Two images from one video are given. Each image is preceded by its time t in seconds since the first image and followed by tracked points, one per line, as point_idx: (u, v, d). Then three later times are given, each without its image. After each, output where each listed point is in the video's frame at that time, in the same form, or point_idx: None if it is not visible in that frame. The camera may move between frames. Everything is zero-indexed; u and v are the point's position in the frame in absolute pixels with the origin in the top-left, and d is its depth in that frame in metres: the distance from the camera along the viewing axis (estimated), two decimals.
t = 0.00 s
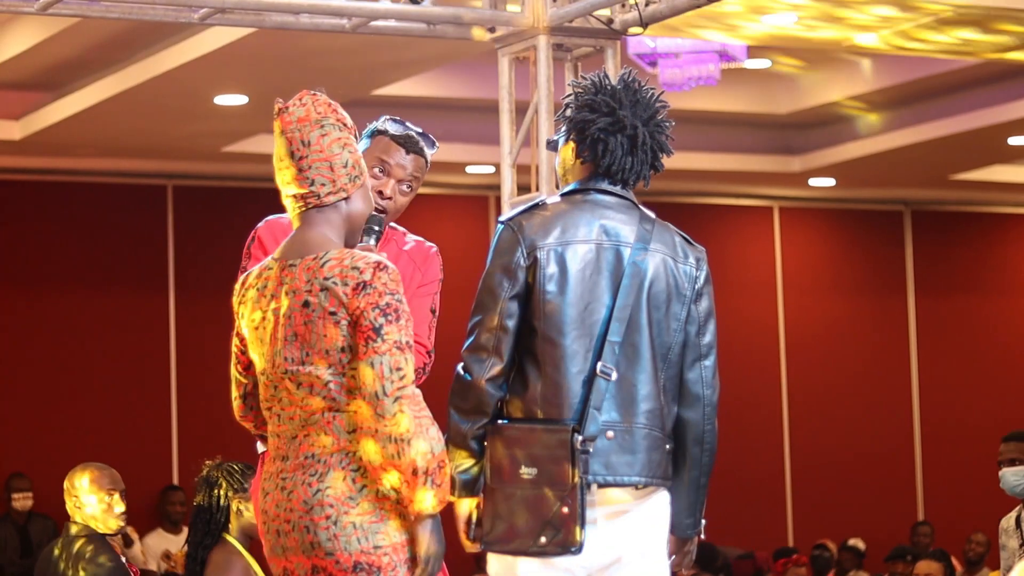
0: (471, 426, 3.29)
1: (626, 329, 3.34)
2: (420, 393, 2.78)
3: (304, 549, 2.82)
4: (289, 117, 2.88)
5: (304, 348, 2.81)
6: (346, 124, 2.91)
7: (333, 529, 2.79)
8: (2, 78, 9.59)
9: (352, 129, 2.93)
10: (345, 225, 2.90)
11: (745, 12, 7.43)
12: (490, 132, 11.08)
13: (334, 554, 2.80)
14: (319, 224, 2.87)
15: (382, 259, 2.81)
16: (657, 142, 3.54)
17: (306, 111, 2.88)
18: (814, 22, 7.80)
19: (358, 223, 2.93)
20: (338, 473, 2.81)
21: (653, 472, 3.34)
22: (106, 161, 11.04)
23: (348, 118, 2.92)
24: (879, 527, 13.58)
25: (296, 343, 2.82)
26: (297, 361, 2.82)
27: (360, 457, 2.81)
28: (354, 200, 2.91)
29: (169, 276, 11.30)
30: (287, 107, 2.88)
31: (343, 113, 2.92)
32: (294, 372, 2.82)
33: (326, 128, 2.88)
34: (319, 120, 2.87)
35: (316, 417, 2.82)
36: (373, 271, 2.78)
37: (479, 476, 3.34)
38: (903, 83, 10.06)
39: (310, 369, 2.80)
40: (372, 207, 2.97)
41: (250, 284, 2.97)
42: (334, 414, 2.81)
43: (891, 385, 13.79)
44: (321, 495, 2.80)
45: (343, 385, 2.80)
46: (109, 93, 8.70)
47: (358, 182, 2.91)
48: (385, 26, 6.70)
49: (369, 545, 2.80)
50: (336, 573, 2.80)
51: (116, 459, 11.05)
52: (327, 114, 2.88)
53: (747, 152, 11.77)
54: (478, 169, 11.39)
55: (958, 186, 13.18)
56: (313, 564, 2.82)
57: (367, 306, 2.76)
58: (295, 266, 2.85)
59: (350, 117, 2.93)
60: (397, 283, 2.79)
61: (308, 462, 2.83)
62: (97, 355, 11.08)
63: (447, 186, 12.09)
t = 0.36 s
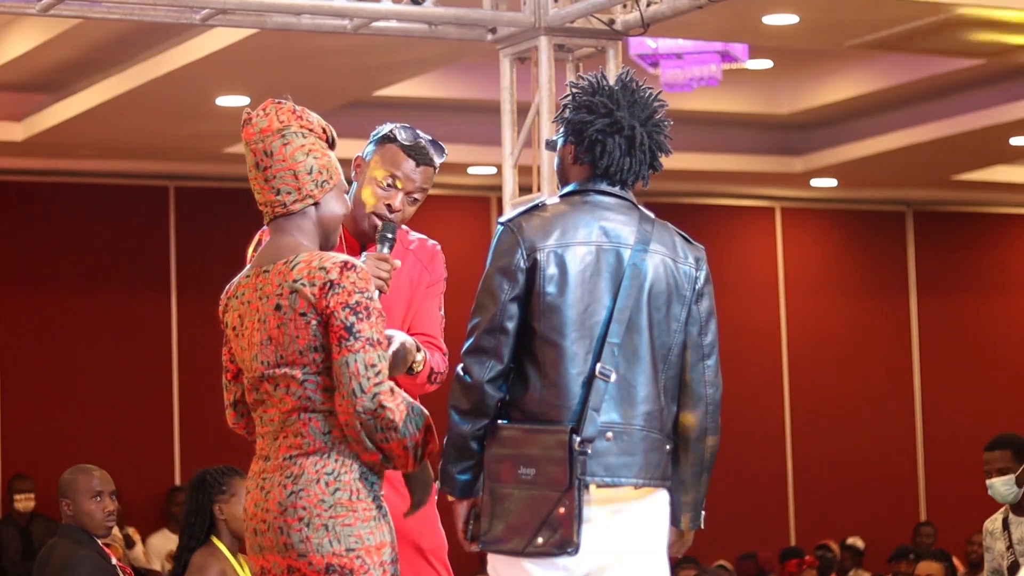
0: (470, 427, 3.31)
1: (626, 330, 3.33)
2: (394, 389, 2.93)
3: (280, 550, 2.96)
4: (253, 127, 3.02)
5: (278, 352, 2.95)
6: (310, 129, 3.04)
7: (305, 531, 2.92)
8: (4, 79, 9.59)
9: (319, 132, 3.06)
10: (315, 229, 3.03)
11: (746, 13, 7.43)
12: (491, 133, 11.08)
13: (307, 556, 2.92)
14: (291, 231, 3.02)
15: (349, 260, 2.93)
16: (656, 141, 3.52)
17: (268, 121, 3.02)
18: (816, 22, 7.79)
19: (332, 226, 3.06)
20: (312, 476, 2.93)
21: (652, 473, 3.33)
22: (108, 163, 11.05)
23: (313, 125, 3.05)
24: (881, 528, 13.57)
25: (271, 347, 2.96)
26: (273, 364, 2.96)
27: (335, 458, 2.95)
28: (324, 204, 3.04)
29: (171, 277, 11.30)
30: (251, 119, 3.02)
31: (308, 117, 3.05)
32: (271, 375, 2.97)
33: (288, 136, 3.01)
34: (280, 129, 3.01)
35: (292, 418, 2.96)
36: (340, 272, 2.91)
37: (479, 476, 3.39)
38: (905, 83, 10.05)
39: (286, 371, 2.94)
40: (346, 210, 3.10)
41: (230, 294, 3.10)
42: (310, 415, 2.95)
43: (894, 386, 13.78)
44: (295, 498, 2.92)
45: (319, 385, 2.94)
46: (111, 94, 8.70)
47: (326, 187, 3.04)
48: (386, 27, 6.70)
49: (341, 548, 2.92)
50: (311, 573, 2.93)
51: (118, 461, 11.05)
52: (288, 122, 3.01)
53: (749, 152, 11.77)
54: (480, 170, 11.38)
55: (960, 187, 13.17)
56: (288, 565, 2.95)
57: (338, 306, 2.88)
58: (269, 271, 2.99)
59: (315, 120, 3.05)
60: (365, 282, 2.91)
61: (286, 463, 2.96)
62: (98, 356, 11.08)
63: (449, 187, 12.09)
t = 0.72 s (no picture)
0: (475, 428, 3.30)
1: (630, 330, 3.33)
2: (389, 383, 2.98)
3: (270, 551, 3.00)
4: (242, 134, 3.07)
5: (267, 351, 3.01)
6: (298, 136, 3.06)
7: (295, 531, 2.96)
8: (8, 79, 9.59)
9: (309, 138, 3.08)
10: (301, 236, 3.09)
11: (749, 12, 7.42)
12: (494, 132, 11.09)
13: (297, 557, 2.96)
14: (279, 237, 3.08)
15: (333, 258, 2.99)
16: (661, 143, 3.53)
17: (255, 129, 3.05)
18: (819, 21, 7.77)
19: (320, 230, 3.11)
20: (301, 476, 2.98)
21: (657, 472, 3.33)
22: (111, 163, 11.06)
23: (301, 132, 3.07)
24: (884, 528, 13.55)
25: (260, 347, 3.02)
26: (262, 364, 3.02)
27: (323, 457, 2.99)
28: (309, 212, 3.09)
29: (175, 277, 11.31)
30: (240, 125, 3.06)
31: (297, 123, 3.07)
32: (260, 375, 3.03)
33: (273, 144, 3.05)
34: (266, 139, 3.04)
35: (281, 418, 3.00)
36: (326, 270, 2.96)
37: (482, 478, 3.37)
38: (909, 83, 10.04)
39: (274, 369, 3.00)
40: (335, 213, 3.14)
41: (221, 298, 3.16)
42: (297, 413, 2.99)
43: (897, 387, 13.77)
44: (284, 498, 2.97)
45: (308, 382, 3.00)
46: (115, 94, 8.69)
47: (313, 194, 3.08)
48: (390, 26, 6.70)
49: (331, 549, 2.96)
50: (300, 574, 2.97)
51: (122, 461, 11.05)
52: (274, 131, 3.04)
53: (752, 152, 11.76)
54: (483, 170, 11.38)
55: (964, 187, 13.16)
56: (277, 566, 2.99)
57: (327, 303, 2.94)
58: (255, 274, 3.05)
59: (304, 127, 3.07)
60: (351, 279, 2.98)
61: (276, 464, 3.00)
62: (102, 356, 11.08)
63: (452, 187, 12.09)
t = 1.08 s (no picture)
0: (476, 428, 3.29)
1: (633, 330, 3.33)
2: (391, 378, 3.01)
3: (274, 546, 3.05)
4: (223, 140, 3.12)
5: (268, 350, 3.05)
6: (272, 137, 3.07)
7: (298, 526, 3.01)
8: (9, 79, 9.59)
9: (287, 136, 3.08)
10: (291, 233, 3.11)
11: (749, 12, 7.42)
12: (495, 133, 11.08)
13: (299, 552, 3.01)
14: (267, 238, 3.12)
15: (331, 255, 3.02)
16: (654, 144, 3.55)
17: (231, 135, 3.09)
18: (819, 21, 7.76)
19: (312, 224, 3.12)
20: (305, 471, 3.02)
21: (659, 472, 3.33)
22: (112, 163, 11.06)
23: (277, 131, 3.08)
24: (885, 529, 13.55)
25: (261, 347, 3.06)
26: (264, 362, 3.06)
27: (327, 453, 3.03)
28: (295, 209, 3.10)
29: (176, 278, 11.31)
30: (219, 132, 3.11)
31: (272, 123, 3.08)
32: (262, 374, 3.07)
33: (248, 149, 3.07)
34: (241, 144, 3.08)
35: (285, 415, 3.05)
36: (323, 268, 2.98)
37: (482, 479, 3.37)
38: (909, 83, 10.04)
39: (276, 368, 3.04)
40: (327, 205, 3.14)
41: (223, 299, 3.20)
42: (301, 410, 3.03)
43: (898, 387, 13.77)
44: (289, 493, 3.02)
45: (310, 379, 3.04)
46: (115, 94, 8.69)
47: (297, 192, 3.08)
48: (390, 27, 6.70)
49: (334, 543, 3.01)
50: (303, 568, 3.02)
51: (122, 461, 11.05)
52: (246, 136, 3.07)
53: (753, 152, 11.76)
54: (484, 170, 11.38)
55: (965, 187, 13.16)
56: (281, 562, 3.04)
57: (325, 301, 2.96)
58: (254, 274, 3.09)
59: (279, 126, 3.07)
60: (349, 275, 3.00)
61: (281, 460, 3.05)
62: (103, 356, 11.08)
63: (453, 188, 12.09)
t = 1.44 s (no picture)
0: (483, 430, 3.30)
1: (640, 330, 3.33)
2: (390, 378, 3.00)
3: (277, 545, 3.06)
4: (221, 144, 3.12)
5: (269, 351, 3.06)
6: (270, 141, 3.07)
7: (300, 524, 3.02)
8: (11, 79, 9.59)
9: (285, 139, 3.08)
10: (294, 235, 3.11)
11: (752, 13, 7.43)
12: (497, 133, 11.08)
13: (301, 550, 3.02)
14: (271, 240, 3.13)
15: (329, 255, 3.01)
16: (647, 140, 3.51)
17: (229, 139, 3.09)
18: (821, 21, 7.77)
19: (315, 225, 3.13)
20: (307, 470, 3.03)
21: (664, 471, 3.35)
22: (113, 163, 11.06)
23: (274, 134, 3.08)
24: (887, 529, 13.54)
25: (262, 347, 3.07)
26: (265, 363, 3.08)
27: (329, 452, 3.04)
28: (297, 212, 3.10)
29: (177, 278, 11.32)
30: (217, 136, 3.11)
31: (269, 127, 3.08)
32: (264, 374, 3.08)
33: (246, 153, 3.08)
34: (239, 149, 3.08)
35: (287, 415, 3.06)
36: (321, 268, 2.99)
37: (487, 480, 3.37)
38: (911, 83, 10.04)
39: (277, 368, 3.05)
40: (329, 204, 3.13)
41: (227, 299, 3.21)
42: (303, 410, 3.04)
43: (900, 388, 13.76)
44: (291, 491, 3.03)
45: (310, 378, 3.04)
46: (118, 93, 8.68)
47: (297, 194, 3.09)
48: (392, 27, 6.70)
49: (335, 542, 3.02)
50: (305, 567, 3.03)
51: (124, 461, 11.05)
52: (244, 141, 3.07)
53: (755, 152, 11.76)
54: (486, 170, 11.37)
55: (966, 187, 13.17)
56: (285, 561, 3.05)
57: (322, 301, 2.97)
58: (255, 274, 3.10)
59: (276, 129, 3.07)
60: (348, 275, 2.99)
61: (285, 459, 3.06)
62: (104, 356, 11.08)
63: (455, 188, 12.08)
